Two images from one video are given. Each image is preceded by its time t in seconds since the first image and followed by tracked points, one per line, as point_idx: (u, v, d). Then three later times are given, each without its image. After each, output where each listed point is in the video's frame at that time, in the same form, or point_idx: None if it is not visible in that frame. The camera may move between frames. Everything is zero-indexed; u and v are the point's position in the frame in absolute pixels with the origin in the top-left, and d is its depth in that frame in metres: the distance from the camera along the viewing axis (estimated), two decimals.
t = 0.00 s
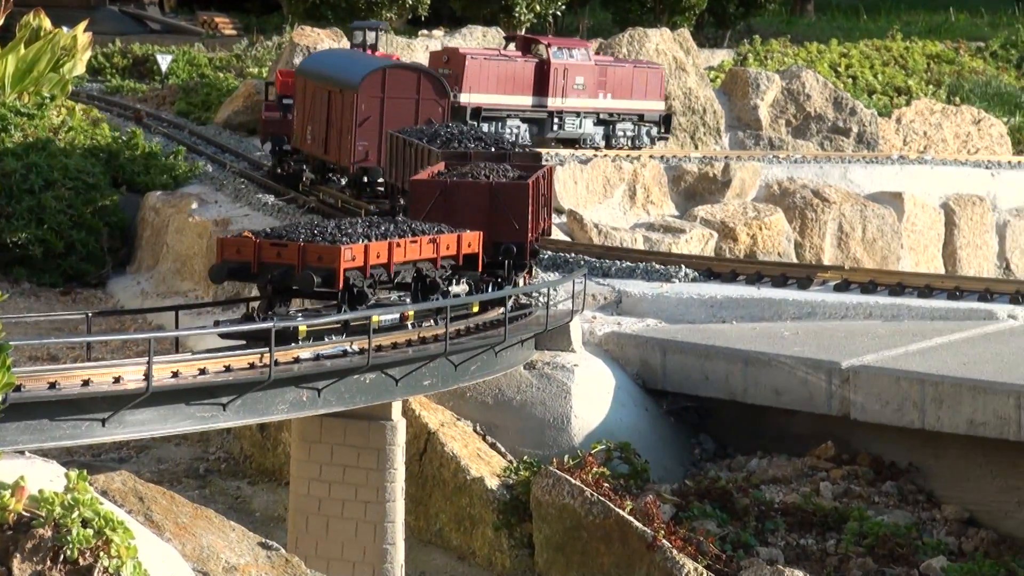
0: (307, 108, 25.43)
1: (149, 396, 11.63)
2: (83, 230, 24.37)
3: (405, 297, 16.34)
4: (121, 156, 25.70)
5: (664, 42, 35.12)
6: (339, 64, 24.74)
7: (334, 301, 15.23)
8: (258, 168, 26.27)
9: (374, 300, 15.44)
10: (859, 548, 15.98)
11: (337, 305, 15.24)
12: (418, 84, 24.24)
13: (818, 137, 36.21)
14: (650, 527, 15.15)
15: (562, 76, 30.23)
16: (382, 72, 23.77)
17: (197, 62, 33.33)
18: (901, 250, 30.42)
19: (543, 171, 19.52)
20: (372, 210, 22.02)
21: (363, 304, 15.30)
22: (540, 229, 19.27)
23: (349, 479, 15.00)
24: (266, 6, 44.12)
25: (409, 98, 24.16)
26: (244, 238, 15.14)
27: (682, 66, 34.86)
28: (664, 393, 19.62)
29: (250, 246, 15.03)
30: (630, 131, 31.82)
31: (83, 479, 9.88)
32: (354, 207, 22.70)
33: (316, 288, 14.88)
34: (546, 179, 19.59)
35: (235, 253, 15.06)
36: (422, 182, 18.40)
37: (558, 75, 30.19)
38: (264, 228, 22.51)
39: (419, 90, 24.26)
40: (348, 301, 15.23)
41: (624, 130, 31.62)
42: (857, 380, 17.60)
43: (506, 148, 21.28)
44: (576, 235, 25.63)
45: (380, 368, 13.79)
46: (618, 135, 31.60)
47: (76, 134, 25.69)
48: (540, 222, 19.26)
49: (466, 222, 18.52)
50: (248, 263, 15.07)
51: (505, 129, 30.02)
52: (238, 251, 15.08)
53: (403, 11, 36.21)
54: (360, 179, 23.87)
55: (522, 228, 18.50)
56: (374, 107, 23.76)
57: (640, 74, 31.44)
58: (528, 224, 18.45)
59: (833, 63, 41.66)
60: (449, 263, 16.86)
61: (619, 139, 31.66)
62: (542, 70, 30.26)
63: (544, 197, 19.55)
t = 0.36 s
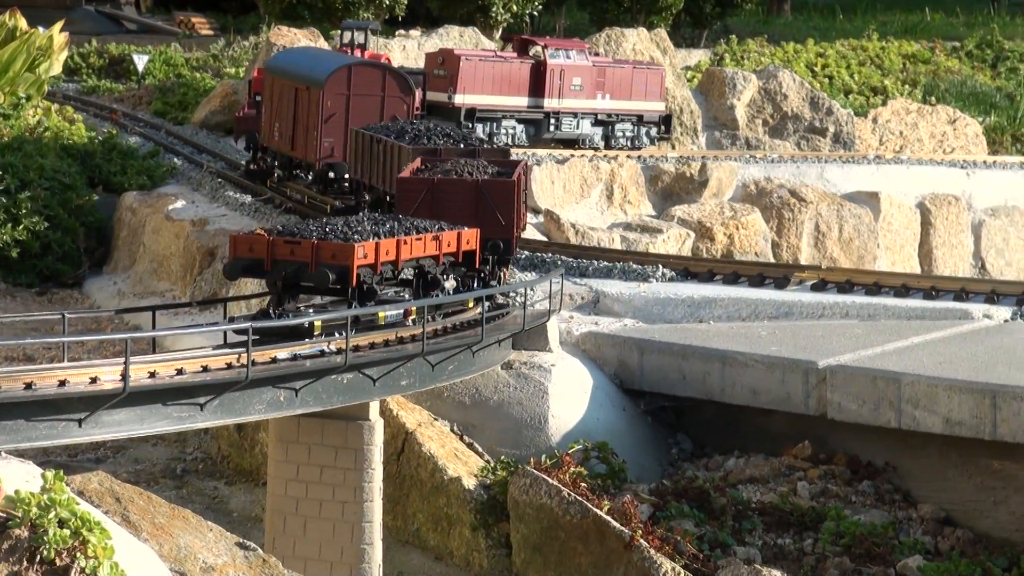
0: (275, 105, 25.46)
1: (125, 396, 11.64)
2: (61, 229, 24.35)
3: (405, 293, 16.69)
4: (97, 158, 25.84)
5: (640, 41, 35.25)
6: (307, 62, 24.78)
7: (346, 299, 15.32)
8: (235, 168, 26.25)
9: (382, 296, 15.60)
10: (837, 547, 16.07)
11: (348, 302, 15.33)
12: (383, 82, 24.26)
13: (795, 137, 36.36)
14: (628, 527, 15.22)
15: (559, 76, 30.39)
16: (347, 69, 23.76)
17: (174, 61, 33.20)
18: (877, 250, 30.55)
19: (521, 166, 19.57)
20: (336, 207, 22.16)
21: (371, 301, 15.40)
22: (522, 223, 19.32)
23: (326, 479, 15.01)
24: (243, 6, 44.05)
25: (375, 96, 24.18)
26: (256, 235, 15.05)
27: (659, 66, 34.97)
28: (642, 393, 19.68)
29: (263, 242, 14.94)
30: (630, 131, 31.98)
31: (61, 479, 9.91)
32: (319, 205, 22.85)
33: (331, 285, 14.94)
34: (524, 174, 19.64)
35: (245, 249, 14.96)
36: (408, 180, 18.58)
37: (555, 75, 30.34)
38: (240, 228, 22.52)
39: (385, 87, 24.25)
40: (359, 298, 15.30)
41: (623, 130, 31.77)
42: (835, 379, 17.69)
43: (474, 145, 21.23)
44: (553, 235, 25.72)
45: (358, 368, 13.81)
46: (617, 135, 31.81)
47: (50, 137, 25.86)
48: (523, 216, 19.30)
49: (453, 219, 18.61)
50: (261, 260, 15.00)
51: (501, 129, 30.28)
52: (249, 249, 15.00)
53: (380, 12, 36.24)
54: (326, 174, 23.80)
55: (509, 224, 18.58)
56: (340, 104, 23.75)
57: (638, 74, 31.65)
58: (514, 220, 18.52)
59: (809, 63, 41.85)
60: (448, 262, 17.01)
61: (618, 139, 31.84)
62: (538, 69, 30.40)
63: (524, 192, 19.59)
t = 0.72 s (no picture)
0: (241, 101, 25.56)
1: (102, 396, 11.63)
2: (38, 229, 24.27)
3: (403, 289, 16.71)
4: (74, 158, 25.77)
5: (618, 40, 35.34)
6: (274, 60, 24.93)
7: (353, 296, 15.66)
8: (212, 168, 26.24)
9: (388, 292, 15.94)
10: (814, 546, 16.16)
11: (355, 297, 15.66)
12: (349, 78, 24.35)
13: (772, 136, 36.47)
14: (606, 526, 15.26)
15: (556, 77, 30.51)
16: (313, 66, 23.92)
17: (151, 61, 33.10)
18: (854, 249, 30.65)
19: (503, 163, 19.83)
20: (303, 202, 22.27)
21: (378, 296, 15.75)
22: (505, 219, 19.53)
23: (304, 479, 15.01)
24: (220, 5, 43.96)
25: (341, 93, 24.29)
26: (267, 232, 15.51)
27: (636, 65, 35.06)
28: (620, 392, 19.73)
29: (271, 239, 15.42)
30: (630, 131, 32.24)
31: (37, 480, 9.96)
32: (286, 198, 22.89)
33: (343, 281, 15.31)
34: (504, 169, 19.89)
35: (255, 246, 15.44)
36: (395, 175, 18.94)
37: (553, 75, 30.46)
38: (218, 228, 22.51)
39: (351, 84, 24.39)
40: (365, 294, 15.64)
41: (624, 130, 32.03)
42: (812, 378, 17.76)
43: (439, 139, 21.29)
44: (531, 235, 25.76)
45: (335, 368, 13.81)
46: (617, 135, 32.03)
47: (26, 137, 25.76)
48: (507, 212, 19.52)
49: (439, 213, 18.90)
50: (272, 256, 15.45)
51: (498, 128, 30.31)
52: (260, 246, 15.45)
53: (357, 11, 36.26)
54: (292, 170, 24.11)
55: (496, 218, 18.82)
56: (306, 101, 23.90)
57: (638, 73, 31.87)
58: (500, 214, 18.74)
59: (787, 62, 41.99)
60: (446, 260, 17.29)
61: (619, 139, 32.06)
62: (535, 69, 30.50)
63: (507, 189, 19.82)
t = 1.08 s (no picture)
0: (217, 99, 25.82)
1: (82, 395, 11.62)
2: (18, 229, 24.21)
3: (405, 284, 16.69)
4: (54, 157, 25.70)
5: (600, 40, 35.41)
6: (248, 57, 25.23)
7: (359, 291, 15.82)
8: (193, 167, 26.24)
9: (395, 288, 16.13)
10: (796, 545, 16.24)
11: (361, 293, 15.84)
12: (321, 75, 24.59)
13: (754, 135, 36.56)
14: (588, 526, 15.30)
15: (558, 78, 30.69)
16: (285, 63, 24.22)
17: (132, 60, 33.02)
18: (836, 249, 30.72)
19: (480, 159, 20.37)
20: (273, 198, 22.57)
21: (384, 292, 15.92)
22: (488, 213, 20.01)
23: (285, 478, 15.01)
24: (201, 4, 43.87)
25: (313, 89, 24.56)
26: (276, 229, 15.63)
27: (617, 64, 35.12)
28: (602, 391, 19.77)
29: (280, 236, 15.54)
30: (634, 131, 32.27)
31: (18, 480, 10.06)
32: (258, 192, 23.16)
33: (354, 277, 15.49)
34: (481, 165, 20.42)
35: (264, 243, 15.57)
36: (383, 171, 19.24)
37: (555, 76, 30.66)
38: (199, 227, 22.50)
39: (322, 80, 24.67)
40: (373, 290, 15.83)
41: (627, 130, 32.08)
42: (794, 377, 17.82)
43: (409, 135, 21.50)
44: (512, 234, 25.81)
45: (317, 367, 13.81)
46: (621, 135, 32.04)
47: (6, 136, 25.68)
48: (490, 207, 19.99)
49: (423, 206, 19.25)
50: (282, 252, 15.56)
51: (499, 129, 30.44)
52: (270, 242, 15.57)
53: (339, 10, 36.28)
54: (264, 166, 24.30)
55: (480, 211, 19.29)
56: (277, 97, 24.18)
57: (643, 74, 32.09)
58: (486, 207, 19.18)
59: (768, 61, 42.12)
60: (444, 255, 17.47)
61: (623, 139, 32.12)
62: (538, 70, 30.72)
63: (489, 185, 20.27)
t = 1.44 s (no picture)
0: (192, 97, 25.91)
1: (64, 395, 11.62)
2: None
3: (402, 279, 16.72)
4: (35, 156, 25.56)
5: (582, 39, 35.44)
6: (221, 55, 25.36)
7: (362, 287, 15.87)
8: (175, 166, 26.21)
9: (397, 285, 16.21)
10: (778, 544, 16.31)
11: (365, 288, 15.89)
12: (293, 73, 24.83)
13: (736, 135, 36.64)
14: (571, 526, 15.34)
15: (559, 78, 31.02)
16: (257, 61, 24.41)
17: (114, 59, 32.94)
18: (818, 248, 30.76)
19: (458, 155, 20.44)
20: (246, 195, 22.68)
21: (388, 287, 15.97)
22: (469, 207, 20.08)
23: (268, 478, 15.01)
24: (183, 3, 43.78)
25: (285, 86, 24.80)
26: (285, 225, 15.61)
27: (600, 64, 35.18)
28: (585, 390, 19.80)
29: (291, 232, 15.51)
30: (638, 131, 32.57)
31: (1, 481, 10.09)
32: (231, 187, 23.39)
33: (364, 273, 15.52)
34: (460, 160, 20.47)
35: (274, 238, 15.54)
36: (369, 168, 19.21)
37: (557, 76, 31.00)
38: (181, 227, 22.48)
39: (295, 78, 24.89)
40: (376, 285, 15.88)
41: (632, 129, 32.38)
42: (777, 375, 17.87)
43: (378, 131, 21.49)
44: (495, 234, 25.84)
45: (300, 367, 13.82)
46: (626, 134, 32.32)
47: None
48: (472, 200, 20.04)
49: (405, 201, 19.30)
50: (291, 248, 15.57)
51: (502, 129, 30.70)
52: (279, 239, 15.55)
53: (321, 10, 36.28)
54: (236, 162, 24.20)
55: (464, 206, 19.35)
56: (250, 94, 24.33)
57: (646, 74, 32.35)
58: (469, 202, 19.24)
59: (751, 60, 42.23)
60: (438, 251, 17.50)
61: (629, 139, 32.40)
62: (540, 70, 31.07)
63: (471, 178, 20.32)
